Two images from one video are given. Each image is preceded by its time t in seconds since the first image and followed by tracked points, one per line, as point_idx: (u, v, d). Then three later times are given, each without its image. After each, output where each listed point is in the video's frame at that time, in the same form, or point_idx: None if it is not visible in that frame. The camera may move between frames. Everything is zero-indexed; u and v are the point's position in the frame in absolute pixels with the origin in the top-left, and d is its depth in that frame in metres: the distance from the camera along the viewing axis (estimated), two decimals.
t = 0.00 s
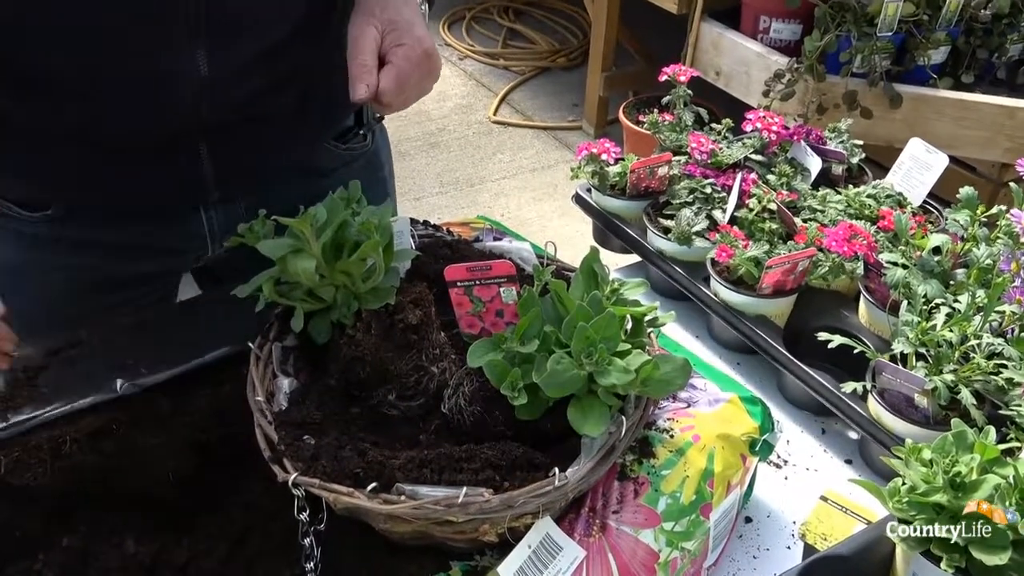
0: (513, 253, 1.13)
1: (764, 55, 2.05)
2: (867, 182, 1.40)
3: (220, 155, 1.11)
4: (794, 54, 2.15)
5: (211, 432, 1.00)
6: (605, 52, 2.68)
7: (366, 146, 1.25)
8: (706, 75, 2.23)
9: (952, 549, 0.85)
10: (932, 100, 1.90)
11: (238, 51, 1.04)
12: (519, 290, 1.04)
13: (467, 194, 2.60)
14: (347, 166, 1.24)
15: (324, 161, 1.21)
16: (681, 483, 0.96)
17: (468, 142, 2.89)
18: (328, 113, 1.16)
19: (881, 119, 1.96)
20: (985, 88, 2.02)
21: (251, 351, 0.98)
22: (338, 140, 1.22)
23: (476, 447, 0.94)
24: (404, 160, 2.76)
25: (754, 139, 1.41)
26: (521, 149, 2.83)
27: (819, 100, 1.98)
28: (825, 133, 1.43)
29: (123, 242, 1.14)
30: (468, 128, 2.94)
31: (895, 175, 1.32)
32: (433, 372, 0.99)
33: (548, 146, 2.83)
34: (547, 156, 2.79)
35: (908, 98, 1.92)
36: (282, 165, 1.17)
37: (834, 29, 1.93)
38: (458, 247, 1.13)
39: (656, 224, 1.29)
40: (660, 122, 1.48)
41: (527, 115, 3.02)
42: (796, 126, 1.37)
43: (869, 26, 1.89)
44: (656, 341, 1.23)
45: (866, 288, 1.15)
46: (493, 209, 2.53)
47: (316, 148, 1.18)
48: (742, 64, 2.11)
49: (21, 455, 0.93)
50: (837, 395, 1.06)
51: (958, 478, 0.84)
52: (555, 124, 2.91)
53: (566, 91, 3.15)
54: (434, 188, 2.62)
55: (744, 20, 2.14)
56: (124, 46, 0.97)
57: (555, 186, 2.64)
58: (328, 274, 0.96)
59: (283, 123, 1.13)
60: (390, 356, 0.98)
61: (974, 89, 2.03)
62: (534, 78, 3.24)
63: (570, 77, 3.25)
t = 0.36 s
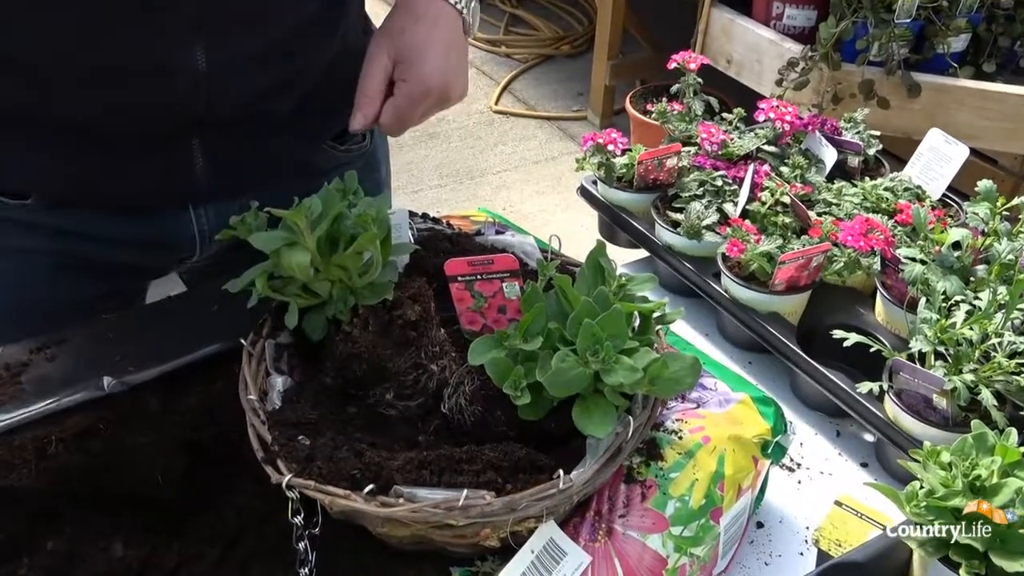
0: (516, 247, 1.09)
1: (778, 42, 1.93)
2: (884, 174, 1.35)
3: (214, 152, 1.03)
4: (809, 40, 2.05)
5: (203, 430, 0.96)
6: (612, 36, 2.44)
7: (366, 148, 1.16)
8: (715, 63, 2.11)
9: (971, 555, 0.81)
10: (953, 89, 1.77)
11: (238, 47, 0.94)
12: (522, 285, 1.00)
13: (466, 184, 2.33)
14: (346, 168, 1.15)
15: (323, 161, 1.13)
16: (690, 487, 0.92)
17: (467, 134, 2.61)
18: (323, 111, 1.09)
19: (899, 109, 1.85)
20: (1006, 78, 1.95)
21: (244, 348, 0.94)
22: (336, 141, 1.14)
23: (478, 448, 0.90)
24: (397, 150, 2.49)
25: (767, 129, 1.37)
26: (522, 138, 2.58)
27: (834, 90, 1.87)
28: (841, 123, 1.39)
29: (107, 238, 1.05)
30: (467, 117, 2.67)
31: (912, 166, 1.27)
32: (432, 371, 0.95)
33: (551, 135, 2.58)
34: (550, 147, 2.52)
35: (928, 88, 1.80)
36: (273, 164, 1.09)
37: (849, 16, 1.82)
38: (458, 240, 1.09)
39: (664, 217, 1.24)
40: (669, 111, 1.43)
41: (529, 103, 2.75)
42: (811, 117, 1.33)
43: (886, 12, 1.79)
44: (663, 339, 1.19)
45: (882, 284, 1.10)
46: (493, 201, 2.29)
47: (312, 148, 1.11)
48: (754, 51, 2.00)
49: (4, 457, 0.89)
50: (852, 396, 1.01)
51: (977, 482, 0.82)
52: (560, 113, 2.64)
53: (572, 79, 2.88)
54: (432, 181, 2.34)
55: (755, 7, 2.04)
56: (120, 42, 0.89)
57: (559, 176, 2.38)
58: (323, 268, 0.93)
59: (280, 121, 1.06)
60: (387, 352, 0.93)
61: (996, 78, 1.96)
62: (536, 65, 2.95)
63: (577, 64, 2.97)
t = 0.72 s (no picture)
0: (518, 242, 1.06)
1: (790, 27, 1.67)
2: (900, 166, 1.31)
3: (89, 191, 0.88)
4: (822, 28, 1.78)
5: (193, 432, 0.95)
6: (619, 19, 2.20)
7: (266, 163, 1.01)
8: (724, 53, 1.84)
9: (989, 562, 0.77)
10: (972, 78, 1.52)
11: (98, 76, 0.81)
12: (525, 280, 0.97)
13: (467, 179, 2.11)
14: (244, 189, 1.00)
15: (216, 185, 0.98)
16: (698, 489, 0.89)
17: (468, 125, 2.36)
18: (202, 128, 0.93)
19: (915, 99, 1.58)
20: None
21: (234, 345, 0.92)
22: (233, 159, 0.98)
23: (477, 448, 0.87)
24: (397, 144, 2.23)
25: (779, 119, 1.32)
26: (525, 131, 2.32)
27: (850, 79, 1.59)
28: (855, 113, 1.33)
29: None
30: (468, 108, 2.40)
31: (930, 157, 1.23)
32: (431, 369, 0.92)
33: (555, 127, 2.32)
34: (556, 138, 2.27)
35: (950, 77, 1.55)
36: (156, 195, 0.93)
37: None
38: (458, 234, 1.05)
39: (671, 210, 1.20)
40: (677, 101, 1.38)
41: (531, 93, 2.49)
42: (823, 106, 1.28)
43: None
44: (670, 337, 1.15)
45: (897, 280, 1.06)
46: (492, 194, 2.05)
47: (196, 167, 0.94)
48: (765, 37, 1.72)
49: None
50: (865, 395, 0.98)
51: (997, 484, 0.78)
52: (564, 104, 2.40)
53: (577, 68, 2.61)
54: (432, 173, 2.13)
55: None
56: None
57: (563, 171, 2.15)
58: (317, 262, 0.90)
59: (160, 150, 0.90)
60: (383, 350, 0.90)
61: None
62: (538, 55, 2.68)
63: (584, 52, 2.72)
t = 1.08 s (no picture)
0: (520, 237, 1.02)
1: (805, 14, 1.62)
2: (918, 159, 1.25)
3: None
4: (838, 14, 1.70)
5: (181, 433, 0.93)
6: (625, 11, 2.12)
7: (86, 156, 0.93)
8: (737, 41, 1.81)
9: (1009, 569, 0.74)
10: (993, 67, 1.47)
11: None
12: (527, 276, 0.94)
13: (468, 172, 2.04)
14: (67, 189, 0.93)
15: (26, 189, 0.89)
16: (706, 493, 0.86)
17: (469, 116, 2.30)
18: None
19: (934, 90, 1.53)
20: None
21: (226, 342, 0.88)
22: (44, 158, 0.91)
23: (478, 450, 0.84)
24: (396, 135, 2.16)
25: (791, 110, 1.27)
26: (528, 122, 2.26)
27: (865, 68, 1.52)
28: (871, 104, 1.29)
29: None
30: (469, 98, 2.34)
31: (948, 150, 1.19)
32: (430, 368, 0.88)
33: (559, 118, 2.27)
34: (560, 130, 2.23)
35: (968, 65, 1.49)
36: None
37: None
38: (459, 228, 1.01)
39: (680, 204, 1.16)
40: (685, 91, 1.32)
41: (534, 83, 2.43)
42: (838, 96, 1.23)
43: None
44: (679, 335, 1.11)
45: (914, 277, 1.02)
46: (496, 188, 2.00)
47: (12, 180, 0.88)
48: (779, 26, 1.68)
49: None
50: (879, 395, 0.94)
51: (1015, 489, 0.74)
52: (567, 95, 2.35)
53: (583, 58, 2.57)
54: (432, 166, 2.06)
55: None
56: None
57: (567, 163, 2.10)
58: (311, 257, 0.86)
59: None
60: (381, 348, 0.87)
61: None
62: (544, 44, 2.64)
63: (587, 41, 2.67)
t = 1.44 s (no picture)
0: (522, 234, 0.99)
1: (818, 3, 1.59)
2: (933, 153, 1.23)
3: None
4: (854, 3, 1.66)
5: (172, 434, 0.89)
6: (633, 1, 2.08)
7: None
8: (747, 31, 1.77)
9: None
10: (1012, 58, 1.43)
11: None
12: (530, 274, 0.91)
13: (468, 166, 2.01)
14: None
15: None
16: (714, 499, 0.83)
17: (469, 108, 2.27)
18: None
19: (952, 82, 1.49)
20: None
21: (217, 341, 0.85)
22: None
23: (478, 454, 0.80)
24: (392, 127, 2.13)
25: (804, 102, 1.24)
26: (530, 115, 2.23)
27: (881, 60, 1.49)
28: (886, 97, 1.25)
29: None
30: (469, 89, 2.31)
31: (966, 145, 1.16)
32: (428, 369, 0.85)
33: (562, 111, 2.24)
34: (563, 123, 2.19)
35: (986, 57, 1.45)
36: None
37: None
38: (458, 224, 0.98)
39: (687, 200, 1.13)
40: (694, 82, 1.29)
41: (537, 74, 2.40)
42: (851, 88, 1.20)
43: None
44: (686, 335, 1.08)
45: (930, 276, 0.99)
46: (496, 183, 1.97)
47: None
48: (792, 16, 1.65)
49: None
50: (894, 399, 0.91)
51: None
52: (570, 87, 2.32)
53: (587, 48, 2.53)
54: (430, 160, 2.02)
55: None
56: None
57: (571, 157, 2.07)
58: (305, 253, 0.83)
59: None
60: (378, 348, 0.84)
61: None
62: (545, 34, 2.61)
63: (589, 31, 2.63)
